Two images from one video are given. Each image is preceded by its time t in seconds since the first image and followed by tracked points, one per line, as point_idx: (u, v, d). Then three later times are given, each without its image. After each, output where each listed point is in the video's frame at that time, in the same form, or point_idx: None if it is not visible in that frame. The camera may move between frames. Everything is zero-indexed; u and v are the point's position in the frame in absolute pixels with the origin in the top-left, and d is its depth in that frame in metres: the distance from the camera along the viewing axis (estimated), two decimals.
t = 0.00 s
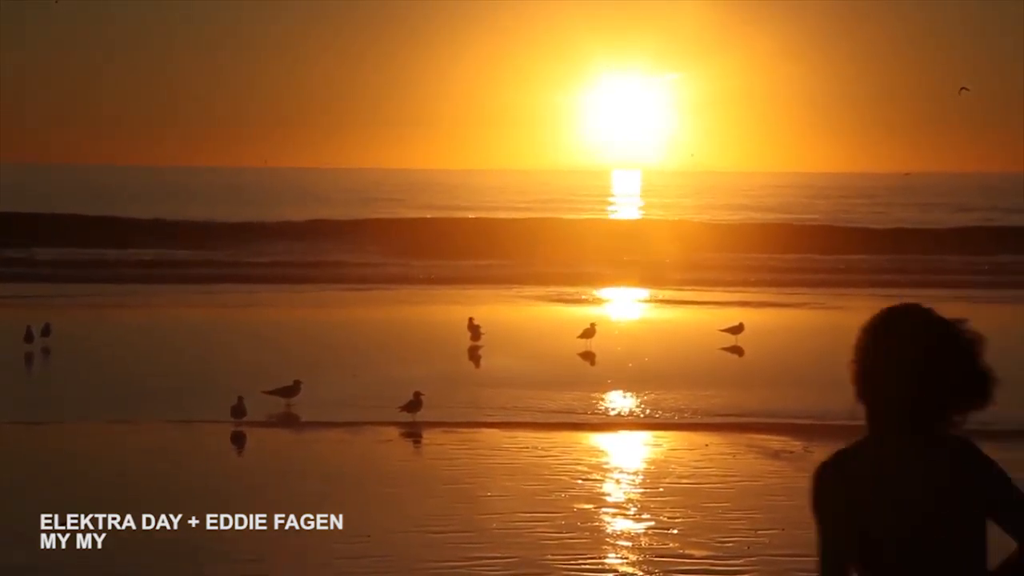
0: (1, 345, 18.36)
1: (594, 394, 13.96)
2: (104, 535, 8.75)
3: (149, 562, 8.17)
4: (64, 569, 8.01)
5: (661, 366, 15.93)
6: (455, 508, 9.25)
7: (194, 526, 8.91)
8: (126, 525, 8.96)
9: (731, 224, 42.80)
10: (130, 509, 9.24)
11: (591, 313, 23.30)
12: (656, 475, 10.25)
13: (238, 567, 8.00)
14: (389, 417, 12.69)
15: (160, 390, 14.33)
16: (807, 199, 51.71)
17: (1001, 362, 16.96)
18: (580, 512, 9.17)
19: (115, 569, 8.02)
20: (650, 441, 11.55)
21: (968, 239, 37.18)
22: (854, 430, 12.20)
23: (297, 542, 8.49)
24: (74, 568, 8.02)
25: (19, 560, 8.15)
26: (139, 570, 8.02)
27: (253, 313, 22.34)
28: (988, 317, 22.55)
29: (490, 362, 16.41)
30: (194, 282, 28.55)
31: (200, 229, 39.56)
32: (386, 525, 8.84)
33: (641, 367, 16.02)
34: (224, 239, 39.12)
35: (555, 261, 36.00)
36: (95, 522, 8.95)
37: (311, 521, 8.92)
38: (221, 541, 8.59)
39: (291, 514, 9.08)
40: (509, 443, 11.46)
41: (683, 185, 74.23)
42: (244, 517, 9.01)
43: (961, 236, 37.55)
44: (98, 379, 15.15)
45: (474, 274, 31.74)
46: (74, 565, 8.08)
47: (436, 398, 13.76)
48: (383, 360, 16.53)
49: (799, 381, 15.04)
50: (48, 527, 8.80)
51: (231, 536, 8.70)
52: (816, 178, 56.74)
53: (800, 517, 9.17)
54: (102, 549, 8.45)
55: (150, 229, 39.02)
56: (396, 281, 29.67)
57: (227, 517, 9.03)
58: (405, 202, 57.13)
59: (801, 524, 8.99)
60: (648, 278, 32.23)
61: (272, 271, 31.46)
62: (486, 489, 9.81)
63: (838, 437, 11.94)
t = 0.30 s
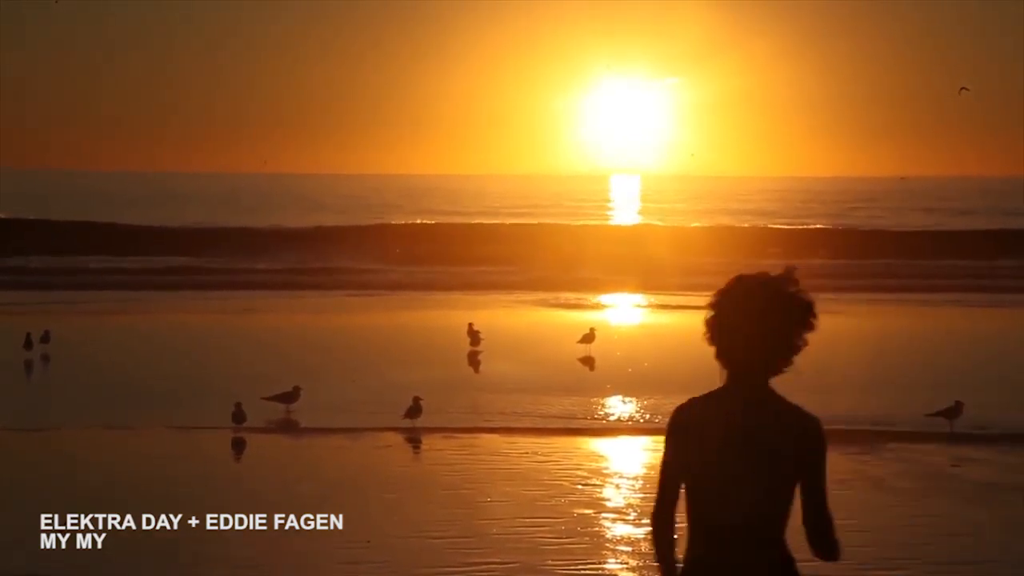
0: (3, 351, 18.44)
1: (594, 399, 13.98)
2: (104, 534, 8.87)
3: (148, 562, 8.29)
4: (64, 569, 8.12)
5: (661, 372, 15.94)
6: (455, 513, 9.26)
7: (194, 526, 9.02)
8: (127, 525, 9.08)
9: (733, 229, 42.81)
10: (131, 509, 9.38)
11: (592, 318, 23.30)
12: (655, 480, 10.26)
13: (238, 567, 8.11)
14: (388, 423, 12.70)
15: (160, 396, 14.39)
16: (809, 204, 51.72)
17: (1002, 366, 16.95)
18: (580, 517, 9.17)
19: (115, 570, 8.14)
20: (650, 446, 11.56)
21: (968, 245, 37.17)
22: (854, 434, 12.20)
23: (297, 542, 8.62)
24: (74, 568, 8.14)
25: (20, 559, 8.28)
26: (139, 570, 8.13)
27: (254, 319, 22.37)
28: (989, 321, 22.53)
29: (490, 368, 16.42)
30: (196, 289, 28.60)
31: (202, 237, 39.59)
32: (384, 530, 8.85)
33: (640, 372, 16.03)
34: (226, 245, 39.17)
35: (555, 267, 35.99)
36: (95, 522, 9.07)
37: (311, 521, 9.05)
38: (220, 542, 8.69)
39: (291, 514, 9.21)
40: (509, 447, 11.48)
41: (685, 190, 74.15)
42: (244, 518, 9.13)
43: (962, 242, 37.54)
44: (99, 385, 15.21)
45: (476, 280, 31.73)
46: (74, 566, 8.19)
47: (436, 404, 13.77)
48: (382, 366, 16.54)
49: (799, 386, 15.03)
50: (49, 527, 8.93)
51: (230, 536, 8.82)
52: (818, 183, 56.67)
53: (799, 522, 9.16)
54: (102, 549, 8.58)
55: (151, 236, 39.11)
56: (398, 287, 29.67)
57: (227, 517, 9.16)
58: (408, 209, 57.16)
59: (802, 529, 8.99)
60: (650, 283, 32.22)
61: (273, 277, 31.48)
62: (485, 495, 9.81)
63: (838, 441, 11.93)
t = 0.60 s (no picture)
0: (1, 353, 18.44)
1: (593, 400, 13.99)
2: (104, 534, 8.90)
3: (149, 561, 8.31)
4: (65, 569, 8.14)
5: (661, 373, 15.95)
6: (455, 514, 9.26)
7: (195, 526, 9.04)
8: (126, 524, 9.10)
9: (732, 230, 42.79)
10: (130, 510, 9.41)
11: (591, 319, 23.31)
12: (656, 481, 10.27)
13: (238, 566, 8.14)
14: (388, 424, 12.72)
15: (158, 397, 14.40)
16: (809, 206, 51.73)
17: (1001, 367, 16.95)
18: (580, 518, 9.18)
19: (115, 569, 8.16)
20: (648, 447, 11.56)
21: (968, 248, 37.16)
22: (854, 435, 12.21)
23: (296, 542, 8.65)
24: (76, 568, 8.15)
25: (21, 559, 8.31)
26: (139, 570, 8.14)
27: (252, 320, 22.37)
28: (989, 323, 22.52)
29: (489, 369, 16.44)
30: (194, 290, 28.59)
31: (202, 239, 39.59)
32: (384, 532, 8.84)
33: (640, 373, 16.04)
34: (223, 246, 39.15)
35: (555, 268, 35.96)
36: (95, 522, 9.09)
37: (312, 521, 9.08)
38: (220, 542, 8.71)
39: (291, 514, 9.24)
40: (508, 448, 11.49)
41: (683, 192, 74.12)
42: (245, 517, 9.16)
43: (961, 244, 37.54)
44: (97, 386, 15.22)
45: (474, 281, 31.69)
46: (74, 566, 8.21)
47: (436, 405, 13.78)
48: (381, 368, 16.56)
49: (797, 386, 15.04)
50: (48, 527, 8.96)
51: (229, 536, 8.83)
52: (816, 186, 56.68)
53: (800, 522, 9.17)
54: (102, 549, 8.60)
55: (149, 238, 39.11)
56: (398, 289, 29.66)
57: (228, 517, 9.19)
58: (407, 211, 57.17)
59: (802, 529, 9.00)
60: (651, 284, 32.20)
61: (271, 279, 31.48)
62: (485, 496, 9.82)
63: (837, 441, 11.94)
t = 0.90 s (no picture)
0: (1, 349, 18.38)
1: (596, 396, 13.99)
2: (105, 534, 8.82)
3: (151, 561, 8.22)
4: (65, 569, 8.05)
5: (664, 368, 15.95)
6: (457, 509, 9.26)
7: (195, 526, 8.95)
8: (127, 524, 9.01)
9: (732, 228, 42.77)
10: (130, 509, 9.30)
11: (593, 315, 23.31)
12: (658, 476, 10.27)
13: (241, 565, 8.06)
14: (390, 419, 12.72)
15: (160, 392, 14.38)
16: (810, 203, 51.73)
17: (1001, 364, 16.97)
18: (582, 513, 9.17)
19: (115, 569, 8.06)
20: (651, 442, 11.56)
21: (969, 246, 37.18)
22: (856, 431, 12.22)
23: (297, 541, 8.57)
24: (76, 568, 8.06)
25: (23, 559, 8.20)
26: (140, 570, 8.03)
27: (252, 316, 22.34)
28: (991, 320, 22.53)
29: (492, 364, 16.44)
30: (194, 286, 28.54)
31: (203, 235, 39.54)
32: (385, 527, 8.83)
33: (643, 369, 16.04)
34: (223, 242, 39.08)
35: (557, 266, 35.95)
36: (95, 522, 9.00)
37: (312, 521, 9.00)
38: (220, 541, 8.62)
39: (290, 514, 9.15)
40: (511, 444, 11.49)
41: (683, 189, 74.08)
42: (244, 517, 9.07)
43: (962, 242, 37.55)
44: (98, 381, 15.18)
45: (473, 278, 31.66)
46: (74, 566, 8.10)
47: (439, 400, 13.78)
48: (383, 363, 16.55)
49: (799, 383, 15.04)
50: (49, 527, 8.87)
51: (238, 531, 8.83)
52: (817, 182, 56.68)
53: (802, 518, 9.18)
54: (102, 548, 8.51)
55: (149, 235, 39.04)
56: (400, 285, 29.62)
57: (227, 517, 9.09)
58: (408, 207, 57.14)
59: (804, 525, 9.01)
60: (652, 281, 32.17)
61: (272, 275, 31.42)
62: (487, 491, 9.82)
63: (839, 438, 11.95)
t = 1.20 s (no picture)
0: (24, 336, 18.39)
1: (619, 383, 13.98)
2: (104, 535, 8.42)
3: (149, 562, 7.81)
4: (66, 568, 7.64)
5: (687, 355, 15.94)
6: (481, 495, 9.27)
7: (194, 526, 8.59)
8: (126, 525, 8.61)
9: (753, 215, 42.66)
10: (129, 509, 8.91)
11: (616, 302, 23.28)
12: (683, 463, 10.26)
13: (241, 566, 7.67)
14: (415, 406, 12.73)
15: (184, 379, 14.40)
16: (832, 188, 51.57)
17: None
18: (607, 500, 9.18)
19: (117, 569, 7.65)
20: (676, 430, 11.54)
21: (992, 233, 37.03)
22: (880, 418, 12.20)
23: (297, 543, 8.21)
24: (70, 568, 7.63)
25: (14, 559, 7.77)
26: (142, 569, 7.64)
27: (274, 303, 22.34)
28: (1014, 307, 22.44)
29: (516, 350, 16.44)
30: (217, 274, 28.54)
31: (223, 224, 39.51)
32: (409, 514, 8.82)
33: (666, 355, 16.03)
34: (244, 230, 39.09)
35: (578, 252, 35.89)
36: (95, 521, 8.61)
37: (312, 521, 8.62)
38: (223, 542, 8.25)
39: (291, 514, 8.78)
40: (536, 430, 11.50)
41: (703, 176, 73.88)
42: (244, 517, 8.69)
43: (984, 230, 37.42)
44: (121, 369, 15.18)
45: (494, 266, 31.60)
46: (61, 567, 7.67)
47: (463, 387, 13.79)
48: (408, 350, 16.56)
49: (823, 370, 15.00)
50: (48, 527, 8.45)
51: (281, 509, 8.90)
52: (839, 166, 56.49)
53: (828, 505, 9.17)
54: (102, 548, 8.11)
55: (170, 224, 39.07)
56: (422, 272, 29.59)
57: (228, 517, 8.70)
58: (429, 194, 57.11)
59: (829, 512, 9.00)
60: (675, 268, 32.06)
61: (293, 262, 31.37)
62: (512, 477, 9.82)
63: (864, 425, 11.93)
